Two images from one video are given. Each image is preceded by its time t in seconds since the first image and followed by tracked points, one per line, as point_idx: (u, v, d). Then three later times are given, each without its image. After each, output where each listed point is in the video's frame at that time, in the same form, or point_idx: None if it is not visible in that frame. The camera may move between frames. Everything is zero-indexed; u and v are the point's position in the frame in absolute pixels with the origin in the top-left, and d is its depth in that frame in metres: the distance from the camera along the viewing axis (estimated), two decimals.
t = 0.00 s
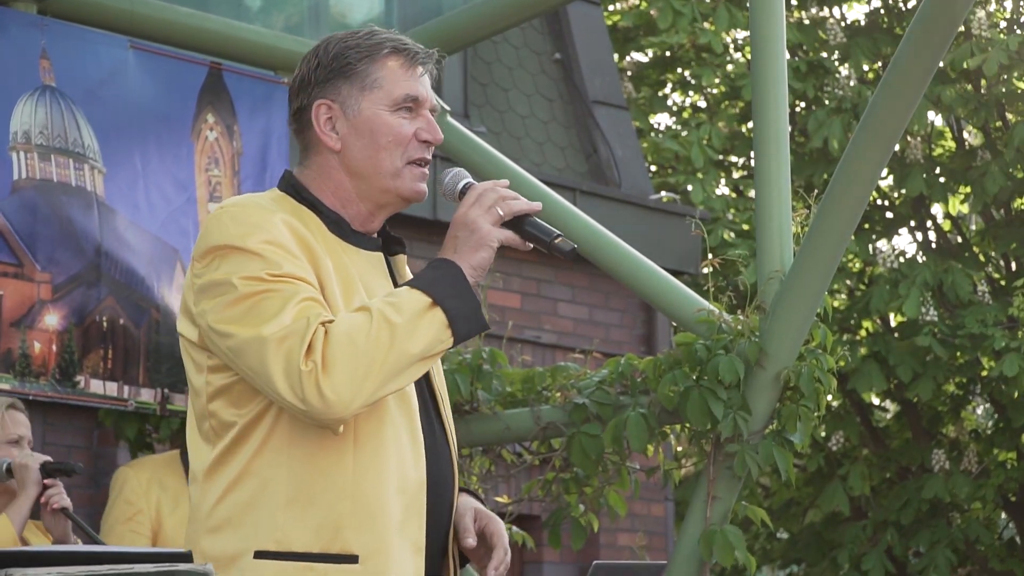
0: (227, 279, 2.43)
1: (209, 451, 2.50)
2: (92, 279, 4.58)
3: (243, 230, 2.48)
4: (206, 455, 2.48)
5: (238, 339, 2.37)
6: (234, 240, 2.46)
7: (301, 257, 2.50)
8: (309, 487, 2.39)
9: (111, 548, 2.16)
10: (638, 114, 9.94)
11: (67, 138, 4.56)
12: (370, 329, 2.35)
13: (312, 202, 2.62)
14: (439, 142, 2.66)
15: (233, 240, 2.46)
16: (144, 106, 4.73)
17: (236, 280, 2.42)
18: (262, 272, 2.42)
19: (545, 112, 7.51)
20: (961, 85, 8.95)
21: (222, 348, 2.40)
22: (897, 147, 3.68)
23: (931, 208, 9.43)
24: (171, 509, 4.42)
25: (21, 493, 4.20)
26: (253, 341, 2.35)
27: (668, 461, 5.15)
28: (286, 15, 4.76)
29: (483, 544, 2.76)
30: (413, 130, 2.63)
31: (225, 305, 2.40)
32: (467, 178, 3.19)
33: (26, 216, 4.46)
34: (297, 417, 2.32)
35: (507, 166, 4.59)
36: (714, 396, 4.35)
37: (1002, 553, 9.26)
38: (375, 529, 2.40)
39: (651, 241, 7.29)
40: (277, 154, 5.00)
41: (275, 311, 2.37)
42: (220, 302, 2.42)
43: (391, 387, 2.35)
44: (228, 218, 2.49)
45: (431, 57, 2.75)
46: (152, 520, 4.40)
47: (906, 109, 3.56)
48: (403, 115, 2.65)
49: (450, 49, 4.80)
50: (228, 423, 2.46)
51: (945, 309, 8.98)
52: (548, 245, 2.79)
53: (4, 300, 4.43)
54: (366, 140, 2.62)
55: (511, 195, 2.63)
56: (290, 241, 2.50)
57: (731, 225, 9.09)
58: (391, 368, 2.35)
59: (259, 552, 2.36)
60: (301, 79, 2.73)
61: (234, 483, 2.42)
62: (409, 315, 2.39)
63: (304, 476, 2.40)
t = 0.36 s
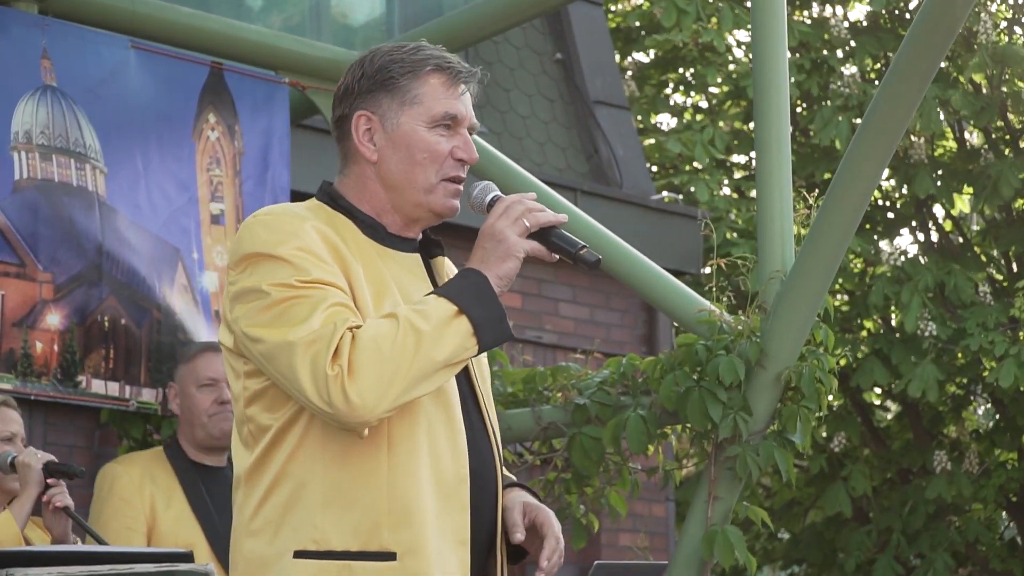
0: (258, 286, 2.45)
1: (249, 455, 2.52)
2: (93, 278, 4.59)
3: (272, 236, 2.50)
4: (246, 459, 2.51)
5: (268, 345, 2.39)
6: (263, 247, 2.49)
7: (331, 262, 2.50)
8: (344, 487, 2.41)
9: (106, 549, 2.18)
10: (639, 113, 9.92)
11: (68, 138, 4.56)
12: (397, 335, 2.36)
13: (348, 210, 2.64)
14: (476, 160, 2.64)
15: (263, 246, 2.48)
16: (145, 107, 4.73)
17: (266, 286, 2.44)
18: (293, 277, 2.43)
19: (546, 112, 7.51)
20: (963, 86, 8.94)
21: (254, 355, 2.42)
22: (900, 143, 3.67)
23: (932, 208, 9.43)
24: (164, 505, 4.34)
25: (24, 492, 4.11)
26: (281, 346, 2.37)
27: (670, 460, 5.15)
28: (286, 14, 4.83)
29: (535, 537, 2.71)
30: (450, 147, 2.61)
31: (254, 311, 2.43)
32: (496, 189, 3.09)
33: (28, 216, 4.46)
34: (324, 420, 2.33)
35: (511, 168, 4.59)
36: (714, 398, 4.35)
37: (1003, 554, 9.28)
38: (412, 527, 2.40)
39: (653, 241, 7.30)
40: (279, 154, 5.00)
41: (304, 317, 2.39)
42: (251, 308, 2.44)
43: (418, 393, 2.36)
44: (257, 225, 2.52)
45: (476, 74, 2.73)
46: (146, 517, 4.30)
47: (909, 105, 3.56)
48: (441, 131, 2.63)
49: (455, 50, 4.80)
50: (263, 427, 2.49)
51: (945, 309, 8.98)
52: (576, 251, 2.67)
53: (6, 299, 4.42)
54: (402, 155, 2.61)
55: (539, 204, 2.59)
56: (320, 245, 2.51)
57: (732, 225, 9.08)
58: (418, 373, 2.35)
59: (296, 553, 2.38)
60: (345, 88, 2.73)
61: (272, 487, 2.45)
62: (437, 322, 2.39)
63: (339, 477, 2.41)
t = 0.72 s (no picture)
0: (269, 278, 2.46)
1: (257, 445, 2.55)
2: (91, 269, 4.62)
3: (281, 228, 2.52)
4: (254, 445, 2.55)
5: (273, 335, 2.40)
6: (271, 239, 2.50)
7: (339, 255, 2.52)
8: (346, 478, 2.42)
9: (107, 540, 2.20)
10: (638, 105, 9.92)
11: (67, 129, 4.59)
12: (400, 331, 2.38)
13: (362, 203, 2.65)
14: (497, 171, 2.65)
15: (274, 236, 2.50)
16: (144, 98, 4.73)
17: (276, 277, 2.45)
18: (301, 270, 2.45)
19: (544, 104, 7.51)
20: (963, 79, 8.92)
21: (260, 344, 2.44)
22: (894, 140, 3.69)
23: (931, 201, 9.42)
24: (163, 498, 4.32)
25: (20, 481, 4.13)
26: (285, 336, 2.39)
27: (665, 452, 5.16)
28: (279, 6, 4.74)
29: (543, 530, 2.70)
30: (473, 156, 2.62)
31: (262, 301, 2.45)
32: (508, 199, 3.20)
33: (27, 206, 4.49)
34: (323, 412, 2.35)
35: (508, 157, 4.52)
36: (709, 390, 4.38)
37: (1001, 547, 9.29)
38: (413, 519, 2.41)
39: (650, 233, 7.30)
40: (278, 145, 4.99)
41: (310, 310, 2.40)
42: (259, 298, 2.46)
43: (418, 389, 2.37)
44: (267, 217, 2.54)
45: (506, 85, 2.73)
46: (146, 508, 4.29)
47: (906, 100, 3.57)
48: (466, 139, 2.63)
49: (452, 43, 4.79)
50: (270, 416, 2.51)
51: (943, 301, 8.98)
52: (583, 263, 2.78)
53: (7, 289, 4.47)
54: (426, 158, 2.62)
55: (550, 215, 2.62)
56: (327, 237, 2.52)
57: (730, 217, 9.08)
58: (419, 369, 2.36)
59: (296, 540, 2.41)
60: (375, 84, 2.72)
61: (276, 475, 2.47)
62: (441, 321, 2.40)
63: (341, 468, 2.43)
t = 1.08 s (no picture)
0: (273, 275, 2.45)
1: (253, 443, 2.53)
2: (91, 262, 4.59)
3: (282, 225, 2.50)
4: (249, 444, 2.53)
5: (287, 335, 2.39)
6: (272, 236, 2.49)
7: (340, 249, 2.52)
8: (356, 478, 2.42)
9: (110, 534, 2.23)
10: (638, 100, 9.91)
11: (66, 123, 4.57)
12: (419, 330, 2.38)
13: (351, 195, 2.64)
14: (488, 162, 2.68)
15: (275, 233, 2.49)
16: (143, 92, 4.72)
17: (282, 274, 2.44)
18: (308, 267, 2.44)
19: (544, 99, 7.51)
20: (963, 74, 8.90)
21: (269, 343, 2.42)
22: (894, 136, 3.68)
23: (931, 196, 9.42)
24: (171, 491, 4.32)
25: (9, 474, 4.11)
26: (301, 336, 2.37)
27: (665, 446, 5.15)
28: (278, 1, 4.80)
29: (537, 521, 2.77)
30: (470, 149, 2.64)
31: (269, 300, 2.43)
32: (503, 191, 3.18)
33: (27, 201, 4.46)
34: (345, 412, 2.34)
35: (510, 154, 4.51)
36: (714, 386, 4.36)
37: (1000, 542, 9.30)
38: (424, 517, 2.43)
39: (650, 228, 7.30)
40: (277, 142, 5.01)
41: (321, 308, 2.39)
42: (264, 297, 2.44)
43: (439, 388, 2.39)
44: (265, 212, 2.52)
45: (489, 76, 2.77)
46: (154, 502, 4.28)
47: (905, 99, 3.57)
48: (462, 132, 2.65)
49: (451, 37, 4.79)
50: (271, 414, 2.50)
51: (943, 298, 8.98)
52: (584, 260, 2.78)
53: (9, 284, 4.42)
54: (425, 152, 2.63)
55: (551, 211, 2.65)
56: (330, 233, 2.52)
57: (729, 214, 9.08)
58: (440, 368, 2.38)
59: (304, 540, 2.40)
60: (363, 74, 2.70)
61: (278, 475, 2.45)
62: (458, 319, 2.41)
63: (351, 467, 2.43)
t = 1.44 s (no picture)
0: (270, 270, 2.43)
1: (237, 440, 2.51)
2: (93, 260, 4.57)
3: (278, 219, 2.49)
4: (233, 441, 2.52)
5: (293, 332, 2.39)
6: (268, 230, 2.48)
7: (336, 245, 2.52)
8: (351, 477, 2.44)
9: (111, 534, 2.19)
10: (637, 100, 9.91)
11: (66, 121, 4.57)
12: (432, 328, 2.40)
13: (328, 187, 2.63)
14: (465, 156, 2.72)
15: (271, 227, 2.48)
16: (142, 91, 4.73)
17: (283, 269, 2.43)
18: (308, 263, 2.44)
19: (542, 98, 7.51)
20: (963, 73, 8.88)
21: (270, 340, 2.41)
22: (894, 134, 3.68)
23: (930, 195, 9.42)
24: (173, 496, 4.40)
25: (12, 479, 4.11)
26: (310, 334, 2.37)
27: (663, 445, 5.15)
28: None
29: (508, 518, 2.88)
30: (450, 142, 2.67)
31: (268, 296, 2.42)
32: (485, 187, 3.19)
33: (30, 199, 4.46)
34: (360, 410, 2.35)
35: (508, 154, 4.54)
36: (711, 384, 4.35)
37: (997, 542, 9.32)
38: (417, 519, 2.46)
39: (649, 227, 7.30)
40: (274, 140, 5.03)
41: (326, 305, 2.39)
42: (263, 292, 2.43)
43: (449, 385, 2.41)
44: (260, 207, 2.51)
45: (462, 69, 2.80)
46: (155, 508, 4.38)
47: (903, 98, 3.57)
48: (443, 125, 2.68)
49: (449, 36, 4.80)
50: (262, 411, 2.49)
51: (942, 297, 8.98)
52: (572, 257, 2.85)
53: (15, 281, 4.44)
54: (410, 146, 2.65)
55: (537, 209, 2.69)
56: (327, 228, 2.53)
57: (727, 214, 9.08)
58: (451, 366, 2.41)
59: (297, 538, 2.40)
60: (344, 65, 2.69)
61: (267, 470, 2.44)
62: (466, 317, 2.44)
63: (347, 465, 2.44)
